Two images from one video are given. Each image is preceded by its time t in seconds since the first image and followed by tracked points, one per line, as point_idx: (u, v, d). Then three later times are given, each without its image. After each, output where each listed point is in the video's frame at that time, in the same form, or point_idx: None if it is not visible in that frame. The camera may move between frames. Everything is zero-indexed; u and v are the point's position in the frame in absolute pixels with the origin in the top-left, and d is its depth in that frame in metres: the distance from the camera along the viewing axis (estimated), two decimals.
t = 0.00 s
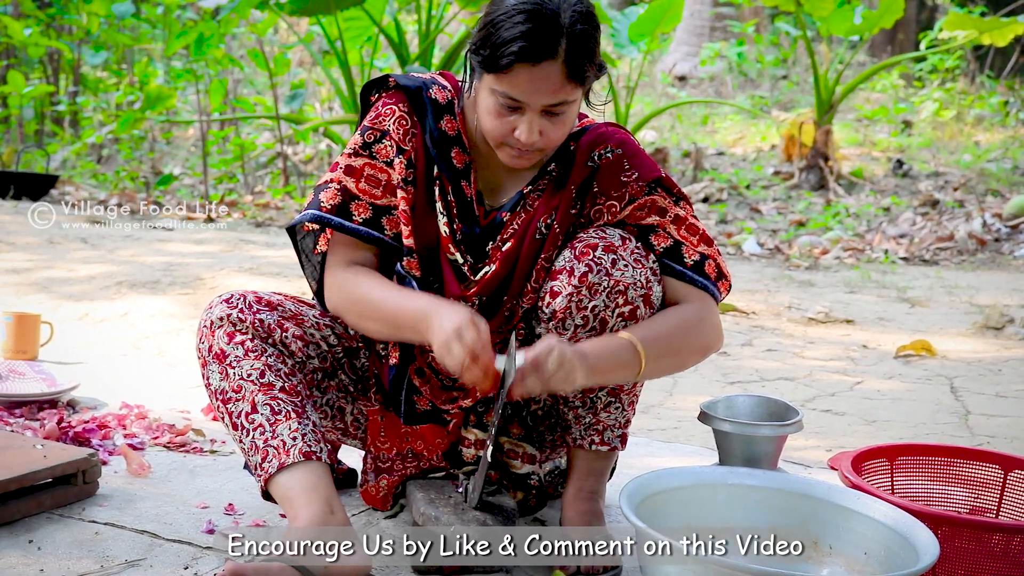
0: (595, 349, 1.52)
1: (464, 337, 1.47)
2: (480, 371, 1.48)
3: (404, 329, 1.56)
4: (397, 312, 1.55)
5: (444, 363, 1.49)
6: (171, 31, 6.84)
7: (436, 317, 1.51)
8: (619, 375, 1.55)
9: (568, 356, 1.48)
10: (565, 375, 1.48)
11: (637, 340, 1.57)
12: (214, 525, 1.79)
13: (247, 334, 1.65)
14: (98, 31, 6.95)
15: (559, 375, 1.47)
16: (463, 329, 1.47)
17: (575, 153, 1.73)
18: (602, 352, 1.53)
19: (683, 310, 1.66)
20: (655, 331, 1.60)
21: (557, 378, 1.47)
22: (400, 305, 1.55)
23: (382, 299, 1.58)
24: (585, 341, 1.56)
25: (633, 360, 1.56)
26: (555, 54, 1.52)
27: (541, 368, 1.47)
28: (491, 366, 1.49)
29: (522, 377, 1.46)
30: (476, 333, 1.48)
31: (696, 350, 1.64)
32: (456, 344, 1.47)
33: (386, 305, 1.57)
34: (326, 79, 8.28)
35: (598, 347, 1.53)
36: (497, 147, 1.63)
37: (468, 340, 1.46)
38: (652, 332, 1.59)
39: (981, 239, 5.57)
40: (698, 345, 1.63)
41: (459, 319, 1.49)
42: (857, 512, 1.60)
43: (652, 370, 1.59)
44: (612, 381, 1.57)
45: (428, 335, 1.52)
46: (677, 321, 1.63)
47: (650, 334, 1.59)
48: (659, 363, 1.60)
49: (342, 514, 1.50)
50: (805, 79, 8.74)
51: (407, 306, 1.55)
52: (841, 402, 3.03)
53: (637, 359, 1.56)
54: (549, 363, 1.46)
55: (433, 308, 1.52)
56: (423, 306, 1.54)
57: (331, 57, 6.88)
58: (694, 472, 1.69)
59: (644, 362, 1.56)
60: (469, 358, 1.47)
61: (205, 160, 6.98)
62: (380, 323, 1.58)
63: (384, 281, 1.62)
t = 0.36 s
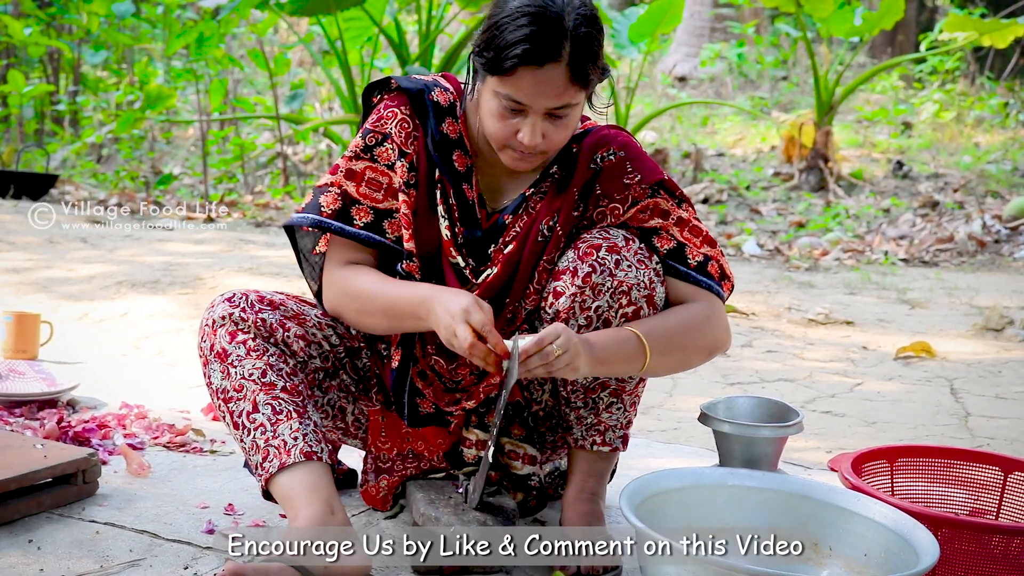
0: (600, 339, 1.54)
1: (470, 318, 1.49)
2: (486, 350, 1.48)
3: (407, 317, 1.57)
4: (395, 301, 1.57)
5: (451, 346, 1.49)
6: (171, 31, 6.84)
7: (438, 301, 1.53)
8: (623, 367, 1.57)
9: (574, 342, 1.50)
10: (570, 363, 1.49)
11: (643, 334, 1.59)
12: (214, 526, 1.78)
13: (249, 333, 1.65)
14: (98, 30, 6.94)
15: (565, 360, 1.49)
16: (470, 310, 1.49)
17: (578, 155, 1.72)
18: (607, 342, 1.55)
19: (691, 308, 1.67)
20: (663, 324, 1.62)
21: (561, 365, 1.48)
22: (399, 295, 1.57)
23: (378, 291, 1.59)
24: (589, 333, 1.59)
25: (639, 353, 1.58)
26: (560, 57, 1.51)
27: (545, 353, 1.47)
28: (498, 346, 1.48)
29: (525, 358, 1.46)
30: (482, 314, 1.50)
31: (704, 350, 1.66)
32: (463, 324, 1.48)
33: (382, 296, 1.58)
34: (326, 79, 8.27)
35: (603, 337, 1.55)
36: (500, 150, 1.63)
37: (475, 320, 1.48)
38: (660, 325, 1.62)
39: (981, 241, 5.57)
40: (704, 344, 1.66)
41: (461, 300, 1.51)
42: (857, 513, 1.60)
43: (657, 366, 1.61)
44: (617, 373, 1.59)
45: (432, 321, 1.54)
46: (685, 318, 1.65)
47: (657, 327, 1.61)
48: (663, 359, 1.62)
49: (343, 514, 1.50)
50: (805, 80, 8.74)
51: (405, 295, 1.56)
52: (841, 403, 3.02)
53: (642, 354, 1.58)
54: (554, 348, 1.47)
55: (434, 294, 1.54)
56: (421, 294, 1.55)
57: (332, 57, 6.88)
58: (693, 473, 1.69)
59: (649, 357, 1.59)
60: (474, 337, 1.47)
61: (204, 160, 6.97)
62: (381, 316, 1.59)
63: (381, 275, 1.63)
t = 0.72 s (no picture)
0: (600, 342, 1.55)
1: (461, 324, 1.49)
2: (485, 353, 1.50)
3: (403, 323, 1.57)
4: (395, 306, 1.56)
5: (444, 352, 1.50)
6: (171, 31, 6.84)
7: (432, 307, 1.52)
8: (626, 370, 1.57)
9: (574, 347, 1.49)
10: (569, 368, 1.49)
11: (645, 336, 1.59)
12: (215, 527, 1.78)
13: (250, 334, 1.65)
14: (98, 31, 6.95)
15: (566, 365, 1.49)
16: (460, 317, 1.49)
17: (579, 156, 1.72)
18: (608, 345, 1.55)
19: (691, 310, 1.67)
20: (664, 326, 1.62)
21: (561, 370, 1.49)
22: (395, 300, 1.57)
23: (378, 295, 1.59)
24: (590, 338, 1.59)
25: (641, 356, 1.58)
26: (562, 57, 1.52)
27: (545, 358, 1.48)
28: (494, 349, 1.50)
29: (525, 363, 1.47)
30: (472, 319, 1.49)
31: (705, 350, 1.67)
32: (455, 330, 1.49)
33: (381, 301, 1.58)
34: (327, 81, 8.27)
35: (603, 341, 1.55)
36: (501, 150, 1.63)
37: (466, 327, 1.48)
38: (660, 328, 1.61)
39: (982, 241, 5.57)
40: (705, 345, 1.66)
41: (458, 308, 1.50)
42: (859, 514, 1.60)
43: (660, 368, 1.61)
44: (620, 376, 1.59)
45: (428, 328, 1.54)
46: (685, 320, 1.64)
47: (658, 330, 1.61)
48: (665, 363, 1.61)
49: (344, 516, 1.50)
50: (805, 81, 8.74)
51: (405, 300, 1.56)
52: (842, 404, 3.02)
53: (645, 356, 1.58)
54: (555, 353, 1.48)
55: (429, 300, 1.54)
56: (421, 299, 1.55)
57: (332, 58, 6.87)
58: (695, 473, 1.69)
59: (651, 359, 1.59)
60: (470, 342, 1.48)
61: (205, 160, 6.98)
62: (378, 321, 1.59)
63: (378, 278, 1.63)
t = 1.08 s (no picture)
0: (598, 350, 1.54)
1: (460, 345, 1.48)
2: (485, 374, 1.50)
3: (409, 336, 1.56)
4: (400, 319, 1.56)
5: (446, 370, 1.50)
6: (173, 31, 6.83)
7: (438, 324, 1.52)
8: (622, 377, 1.56)
9: (570, 358, 1.49)
10: (565, 383, 1.49)
11: (641, 343, 1.58)
12: (217, 526, 1.78)
13: (251, 334, 1.65)
14: (100, 30, 6.95)
15: (563, 380, 1.48)
16: (459, 338, 1.48)
17: (580, 156, 1.73)
18: (606, 352, 1.54)
19: (688, 316, 1.66)
20: (661, 334, 1.61)
21: (559, 384, 1.48)
22: (402, 313, 1.56)
23: (385, 304, 1.58)
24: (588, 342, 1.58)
25: (638, 362, 1.57)
26: (564, 59, 1.51)
27: (543, 374, 1.48)
28: (493, 367, 1.50)
29: (524, 382, 1.47)
30: (472, 340, 1.48)
31: (699, 353, 1.65)
32: (454, 351, 1.48)
33: (388, 310, 1.58)
34: (329, 80, 8.28)
35: (601, 349, 1.54)
36: (503, 150, 1.63)
37: (465, 348, 1.48)
38: (658, 328, 1.62)
39: (983, 243, 5.57)
40: (702, 348, 1.64)
41: (459, 327, 1.49)
42: (861, 515, 1.60)
43: (656, 374, 1.60)
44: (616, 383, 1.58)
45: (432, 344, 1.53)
46: (682, 326, 1.64)
47: (654, 336, 1.60)
48: (662, 367, 1.60)
49: (345, 515, 1.51)
50: (807, 81, 8.74)
51: (411, 314, 1.55)
52: (843, 404, 3.02)
53: (641, 363, 1.57)
54: (552, 369, 1.47)
55: (437, 315, 1.53)
56: (427, 314, 1.54)
57: (334, 57, 6.87)
58: (697, 473, 1.70)
59: (648, 366, 1.58)
60: (470, 363, 1.48)
61: (207, 159, 6.98)
62: (384, 330, 1.59)
63: (385, 285, 1.63)
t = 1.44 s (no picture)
0: (600, 342, 1.54)
1: (463, 331, 1.49)
2: (484, 360, 1.49)
3: (406, 327, 1.57)
4: (394, 311, 1.57)
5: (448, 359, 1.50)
6: (171, 30, 6.82)
7: (436, 312, 1.53)
8: (625, 369, 1.57)
9: (572, 350, 1.49)
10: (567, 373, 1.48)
11: (643, 336, 1.59)
12: (215, 526, 1.79)
13: (249, 334, 1.65)
14: (99, 30, 6.94)
15: (566, 370, 1.47)
16: (462, 324, 1.49)
17: (577, 155, 1.72)
18: (607, 345, 1.55)
19: (689, 310, 1.67)
20: (664, 326, 1.62)
21: (560, 374, 1.47)
22: (398, 305, 1.57)
23: (379, 298, 1.59)
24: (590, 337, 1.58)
25: (640, 355, 1.58)
26: (557, 55, 1.52)
27: (544, 364, 1.46)
28: (496, 354, 1.50)
29: (524, 371, 1.45)
30: (474, 326, 1.49)
31: (704, 348, 1.66)
32: (455, 338, 1.49)
33: (382, 304, 1.58)
34: (327, 80, 8.28)
35: (603, 341, 1.55)
36: (497, 148, 1.63)
37: (468, 334, 1.49)
38: (660, 325, 1.62)
39: (981, 241, 5.57)
40: (704, 343, 1.66)
41: (460, 315, 1.51)
42: (859, 514, 1.60)
43: (659, 367, 1.61)
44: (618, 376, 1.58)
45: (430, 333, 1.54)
46: (685, 320, 1.65)
47: (657, 329, 1.61)
48: (665, 360, 1.61)
49: (344, 515, 1.51)
50: (805, 80, 8.75)
51: (405, 305, 1.56)
52: (842, 404, 3.03)
53: (644, 356, 1.58)
54: (554, 358, 1.46)
55: (432, 305, 1.54)
56: (422, 305, 1.55)
57: (332, 57, 6.87)
58: (696, 473, 1.70)
59: (650, 358, 1.58)
60: (469, 350, 1.48)
61: (205, 159, 6.98)
62: (381, 323, 1.59)
63: (378, 280, 1.64)
